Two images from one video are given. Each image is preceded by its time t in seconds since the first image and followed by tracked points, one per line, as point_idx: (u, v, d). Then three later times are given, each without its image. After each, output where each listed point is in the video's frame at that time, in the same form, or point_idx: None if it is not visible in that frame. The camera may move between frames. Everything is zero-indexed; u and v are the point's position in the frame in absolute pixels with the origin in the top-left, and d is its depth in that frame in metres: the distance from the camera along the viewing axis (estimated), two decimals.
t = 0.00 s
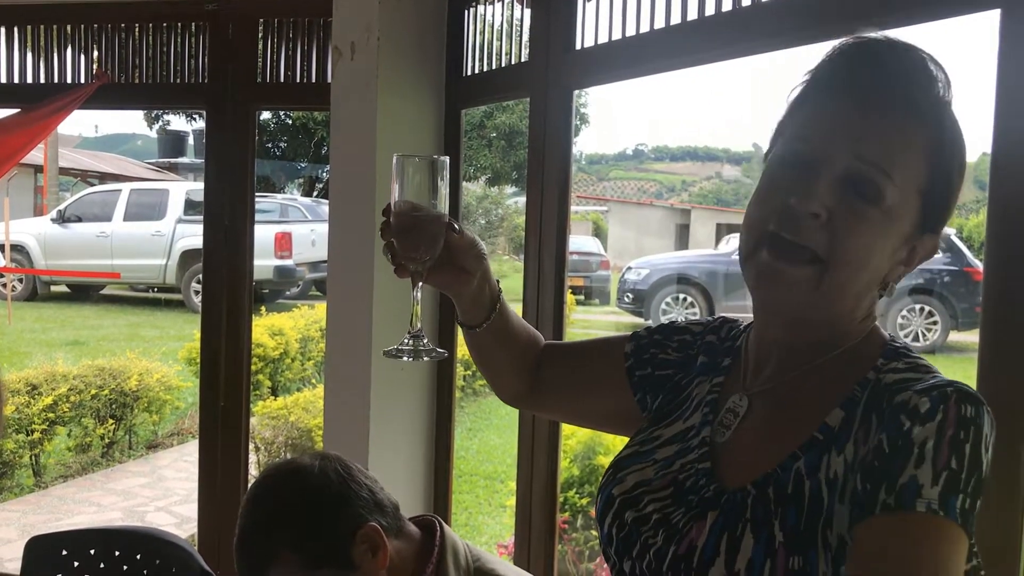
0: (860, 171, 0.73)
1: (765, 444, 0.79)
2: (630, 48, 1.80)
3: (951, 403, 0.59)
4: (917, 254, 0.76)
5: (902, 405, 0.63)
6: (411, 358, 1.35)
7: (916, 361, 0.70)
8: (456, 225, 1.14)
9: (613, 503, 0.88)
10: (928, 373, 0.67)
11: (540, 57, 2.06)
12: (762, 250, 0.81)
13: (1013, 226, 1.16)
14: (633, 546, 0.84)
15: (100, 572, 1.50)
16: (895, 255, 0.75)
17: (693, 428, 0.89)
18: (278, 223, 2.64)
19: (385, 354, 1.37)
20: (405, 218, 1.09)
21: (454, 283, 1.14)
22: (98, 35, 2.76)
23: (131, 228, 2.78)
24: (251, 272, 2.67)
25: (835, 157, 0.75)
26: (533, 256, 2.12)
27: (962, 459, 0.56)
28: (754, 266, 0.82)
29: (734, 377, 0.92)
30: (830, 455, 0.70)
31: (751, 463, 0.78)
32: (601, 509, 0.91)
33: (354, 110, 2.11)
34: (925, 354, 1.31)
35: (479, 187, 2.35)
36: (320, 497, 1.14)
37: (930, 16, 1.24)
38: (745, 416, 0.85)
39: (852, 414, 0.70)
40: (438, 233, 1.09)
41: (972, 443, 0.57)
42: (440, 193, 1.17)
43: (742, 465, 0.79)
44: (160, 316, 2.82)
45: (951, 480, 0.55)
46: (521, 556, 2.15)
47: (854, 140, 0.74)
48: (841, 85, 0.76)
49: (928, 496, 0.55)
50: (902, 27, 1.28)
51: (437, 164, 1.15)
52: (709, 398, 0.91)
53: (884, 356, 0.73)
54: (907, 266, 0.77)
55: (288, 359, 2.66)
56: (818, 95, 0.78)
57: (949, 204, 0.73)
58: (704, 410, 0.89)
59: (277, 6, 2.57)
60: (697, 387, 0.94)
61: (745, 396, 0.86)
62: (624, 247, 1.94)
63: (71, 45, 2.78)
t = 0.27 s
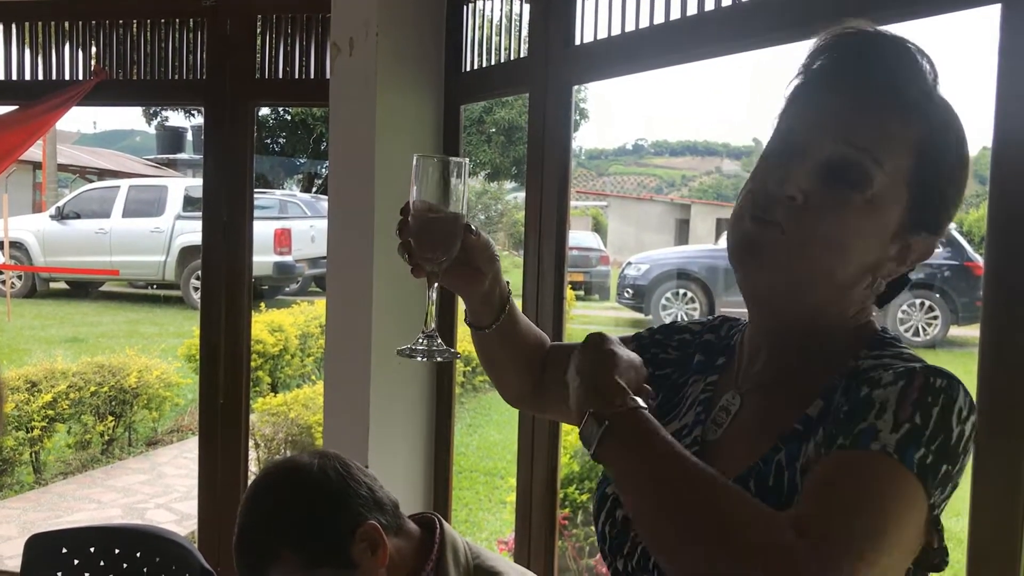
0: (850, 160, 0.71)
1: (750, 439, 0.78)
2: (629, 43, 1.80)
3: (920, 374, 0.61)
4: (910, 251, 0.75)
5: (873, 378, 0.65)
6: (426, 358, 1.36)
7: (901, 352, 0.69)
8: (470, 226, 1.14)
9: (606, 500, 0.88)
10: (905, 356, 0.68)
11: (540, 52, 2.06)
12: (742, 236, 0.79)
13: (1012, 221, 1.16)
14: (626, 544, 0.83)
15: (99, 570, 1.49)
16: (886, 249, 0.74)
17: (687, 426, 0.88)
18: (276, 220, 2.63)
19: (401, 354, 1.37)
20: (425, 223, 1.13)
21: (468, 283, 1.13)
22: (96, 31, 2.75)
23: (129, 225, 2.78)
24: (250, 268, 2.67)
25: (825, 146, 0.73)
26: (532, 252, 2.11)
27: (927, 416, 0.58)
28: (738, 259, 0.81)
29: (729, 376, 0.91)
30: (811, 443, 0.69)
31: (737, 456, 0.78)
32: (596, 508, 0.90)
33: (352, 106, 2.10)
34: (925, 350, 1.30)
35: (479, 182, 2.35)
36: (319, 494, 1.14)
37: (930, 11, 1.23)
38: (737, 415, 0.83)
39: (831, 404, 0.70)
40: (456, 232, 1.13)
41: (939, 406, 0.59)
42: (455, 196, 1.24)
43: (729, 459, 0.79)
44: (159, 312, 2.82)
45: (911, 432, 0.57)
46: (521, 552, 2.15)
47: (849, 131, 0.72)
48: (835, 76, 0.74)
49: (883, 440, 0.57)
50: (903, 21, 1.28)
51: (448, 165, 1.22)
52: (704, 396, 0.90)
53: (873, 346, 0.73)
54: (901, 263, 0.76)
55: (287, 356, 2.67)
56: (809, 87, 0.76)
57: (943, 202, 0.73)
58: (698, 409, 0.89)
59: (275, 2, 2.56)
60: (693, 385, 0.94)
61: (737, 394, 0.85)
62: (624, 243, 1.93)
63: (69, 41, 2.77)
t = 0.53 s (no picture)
0: (762, 156, 0.75)
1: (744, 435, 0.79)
2: (627, 39, 1.80)
3: (905, 360, 0.63)
4: (866, 233, 0.73)
5: (855, 364, 0.68)
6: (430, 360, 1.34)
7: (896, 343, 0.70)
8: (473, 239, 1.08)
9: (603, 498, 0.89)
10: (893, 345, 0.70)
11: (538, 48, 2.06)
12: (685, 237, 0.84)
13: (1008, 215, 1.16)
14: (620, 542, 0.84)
15: (100, 566, 1.50)
16: (826, 237, 0.74)
17: (684, 425, 0.88)
18: (276, 216, 2.63)
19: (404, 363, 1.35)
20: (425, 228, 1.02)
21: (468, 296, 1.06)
22: (93, 28, 2.75)
23: (128, 221, 2.77)
24: (248, 264, 2.67)
25: (744, 144, 0.77)
26: (531, 248, 2.12)
27: (898, 399, 0.61)
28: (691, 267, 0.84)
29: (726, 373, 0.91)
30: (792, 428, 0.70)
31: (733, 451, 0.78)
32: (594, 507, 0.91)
33: (351, 102, 2.10)
34: (923, 343, 1.31)
35: (478, 178, 2.34)
36: (318, 491, 1.14)
37: (928, 5, 1.23)
38: (731, 412, 0.84)
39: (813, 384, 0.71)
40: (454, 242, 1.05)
41: (915, 390, 0.61)
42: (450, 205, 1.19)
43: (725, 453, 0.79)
44: (159, 309, 2.81)
45: (878, 412, 0.60)
46: (520, 548, 2.16)
47: (762, 129, 0.75)
48: (761, 75, 0.77)
49: (847, 417, 0.60)
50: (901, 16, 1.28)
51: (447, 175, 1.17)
52: (701, 394, 0.90)
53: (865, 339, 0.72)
54: (855, 247, 0.74)
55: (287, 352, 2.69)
56: (741, 88, 0.80)
57: (875, 178, 0.72)
58: (695, 407, 0.89)
59: None
60: (692, 383, 0.94)
61: (731, 392, 0.85)
62: (623, 238, 1.93)
63: (66, 38, 2.77)
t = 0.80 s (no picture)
0: (720, 158, 0.83)
1: (738, 434, 0.84)
2: (624, 36, 1.79)
3: (915, 371, 0.68)
4: (831, 220, 0.79)
5: (863, 374, 0.72)
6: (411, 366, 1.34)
7: (889, 347, 0.76)
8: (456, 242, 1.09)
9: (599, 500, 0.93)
10: (893, 351, 0.74)
11: (535, 45, 2.05)
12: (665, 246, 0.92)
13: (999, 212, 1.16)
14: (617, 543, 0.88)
15: (96, 565, 1.50)
16: (792, 228, 0.80)
17: (677, 427, 0.92)
18: (273, 214, 2.63)
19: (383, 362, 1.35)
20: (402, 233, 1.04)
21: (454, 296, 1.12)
22: (90, 26, 2.74)
23: (126, 220, 2.78)
24: (246, 263, 2.67)
25: (707, 148, 0.85)
26: (527, 245, 2.11)
27: (915, 421, 0.66)
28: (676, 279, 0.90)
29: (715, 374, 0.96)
30: (794, 434, 0.75)
31: (726, 454, 0.83)
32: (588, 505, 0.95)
33: (347, 99, 2.09)
34: (921, 341, 1.31)
35: (475, 176, 2.34)
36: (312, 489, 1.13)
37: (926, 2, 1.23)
38: (721, 414, 0.89)
39: (814, 395, 0.75)
40: (439, 247, 1.05)
41: (929, 407, 0.67)
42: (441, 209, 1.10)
43: (718, 454, 0.84)
44: (156, 307, 2.81)
45: (897, 438, 0.65)
46: (517, 546, 2.16)
47: (720, 132, 0.84)
48: (718, 82, 0.86)
49: (870, 446, 0.65)
50: (898, 13, 1.27)
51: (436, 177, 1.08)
52: (692, 395, 0.95)
53: (861, 341, 0.78)
54: (822, 234, 0.80)
55: (285, 350, 2.69)
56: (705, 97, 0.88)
57: (829, 160, 0.77)
58: (687, 408, 0.93)
59: None
60: (682, 384, 0.98)
61: (722, 393, 0.91)
62: (621, 236, 1.93)
63: (62, 36, 2.76)
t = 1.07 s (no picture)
0: (672, 173, 0.83)
1: (731, 440, 0.84)
2: (620, 36, 1.80)
3: (910, 372, 0.68)
4: (793, 219, 0.78)
5: (860, 378, 0.71)
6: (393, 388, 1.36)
7: (879, 345, 0.75)
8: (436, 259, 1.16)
9: (595, 509, 0.93)
10: (885, 351, 0.74)
11: (532, 43, 2.05)
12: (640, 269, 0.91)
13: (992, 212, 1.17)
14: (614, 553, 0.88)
15: (93, 564, 1.49)
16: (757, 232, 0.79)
17: (671, 434, 0.93)
18: (270, 213, 2.63)
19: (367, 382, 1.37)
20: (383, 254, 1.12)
21: (438, 312, 1.16)
22: (86, 25, 2.73)
23: (123, 219, 2.77)
24: (242, 261, 2.67)
25: (658, 164, 0.85)
26: (525, 243, 2.12)
27: (917, 425, 0.65)
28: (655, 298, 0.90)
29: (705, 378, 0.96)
30: (794, 438, 0.74)
31: (722, 462, 0.83)
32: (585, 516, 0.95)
33: (345, 97, 2.10)
34: (920, 339, 1.31)
35: (472, 175, 2.32)
36: (308, 489, 1.13)
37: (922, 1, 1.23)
38: (713, 419, 0.89)
39: (810, 396, 0.75)
40: (417, 265, 1.12)
41: (928, 408, 0.66)
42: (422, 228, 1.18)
43: (714, 461, 0.84)
44: (152, 306, 2.81)
45: (901, 443, 0.64)
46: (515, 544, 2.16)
47: (668, 146, 0.83)
48: (660, 100, 0.86)
49: (876, 455, 0.64)
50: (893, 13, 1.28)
51: (416, 196, 1.17)
52: (683, 401, 0.95)
53: (849, 339, 0.78)
54: (786, 234, 0.79)
55: (282, 349, 2.69)
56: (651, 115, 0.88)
57: (779, 158, 0.76)
58: (680, 414, 0.93)
59: None
60: (672, 390, 0.98)
61: (712, 398, 0.91)
62: (616, 234, 1.91)
63: (59, 35, 2.76)
